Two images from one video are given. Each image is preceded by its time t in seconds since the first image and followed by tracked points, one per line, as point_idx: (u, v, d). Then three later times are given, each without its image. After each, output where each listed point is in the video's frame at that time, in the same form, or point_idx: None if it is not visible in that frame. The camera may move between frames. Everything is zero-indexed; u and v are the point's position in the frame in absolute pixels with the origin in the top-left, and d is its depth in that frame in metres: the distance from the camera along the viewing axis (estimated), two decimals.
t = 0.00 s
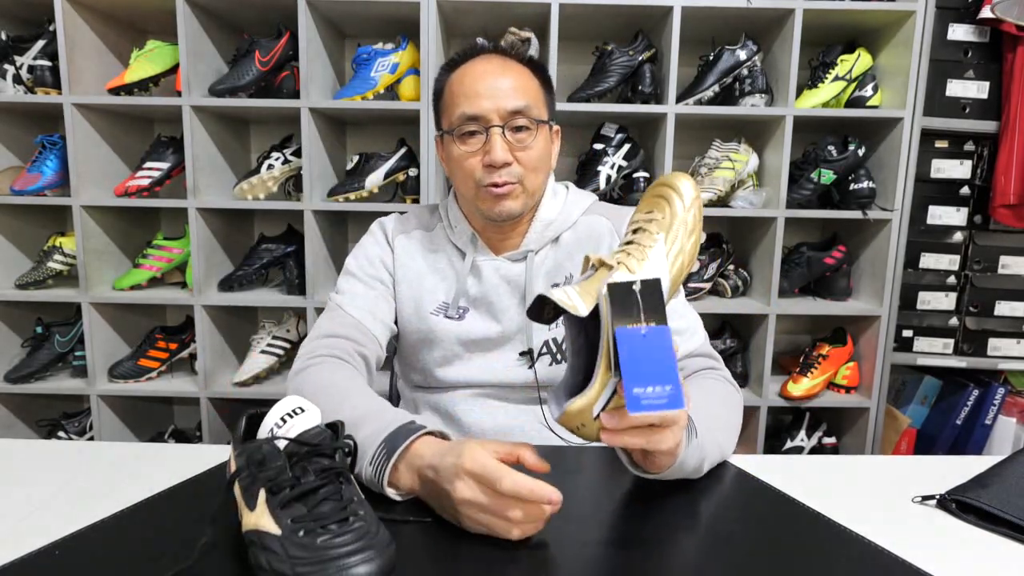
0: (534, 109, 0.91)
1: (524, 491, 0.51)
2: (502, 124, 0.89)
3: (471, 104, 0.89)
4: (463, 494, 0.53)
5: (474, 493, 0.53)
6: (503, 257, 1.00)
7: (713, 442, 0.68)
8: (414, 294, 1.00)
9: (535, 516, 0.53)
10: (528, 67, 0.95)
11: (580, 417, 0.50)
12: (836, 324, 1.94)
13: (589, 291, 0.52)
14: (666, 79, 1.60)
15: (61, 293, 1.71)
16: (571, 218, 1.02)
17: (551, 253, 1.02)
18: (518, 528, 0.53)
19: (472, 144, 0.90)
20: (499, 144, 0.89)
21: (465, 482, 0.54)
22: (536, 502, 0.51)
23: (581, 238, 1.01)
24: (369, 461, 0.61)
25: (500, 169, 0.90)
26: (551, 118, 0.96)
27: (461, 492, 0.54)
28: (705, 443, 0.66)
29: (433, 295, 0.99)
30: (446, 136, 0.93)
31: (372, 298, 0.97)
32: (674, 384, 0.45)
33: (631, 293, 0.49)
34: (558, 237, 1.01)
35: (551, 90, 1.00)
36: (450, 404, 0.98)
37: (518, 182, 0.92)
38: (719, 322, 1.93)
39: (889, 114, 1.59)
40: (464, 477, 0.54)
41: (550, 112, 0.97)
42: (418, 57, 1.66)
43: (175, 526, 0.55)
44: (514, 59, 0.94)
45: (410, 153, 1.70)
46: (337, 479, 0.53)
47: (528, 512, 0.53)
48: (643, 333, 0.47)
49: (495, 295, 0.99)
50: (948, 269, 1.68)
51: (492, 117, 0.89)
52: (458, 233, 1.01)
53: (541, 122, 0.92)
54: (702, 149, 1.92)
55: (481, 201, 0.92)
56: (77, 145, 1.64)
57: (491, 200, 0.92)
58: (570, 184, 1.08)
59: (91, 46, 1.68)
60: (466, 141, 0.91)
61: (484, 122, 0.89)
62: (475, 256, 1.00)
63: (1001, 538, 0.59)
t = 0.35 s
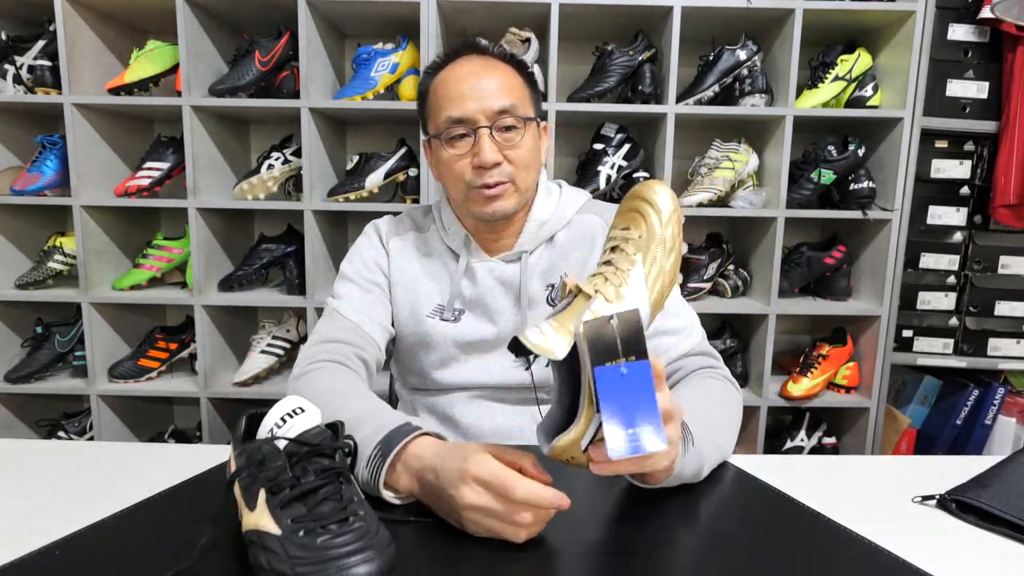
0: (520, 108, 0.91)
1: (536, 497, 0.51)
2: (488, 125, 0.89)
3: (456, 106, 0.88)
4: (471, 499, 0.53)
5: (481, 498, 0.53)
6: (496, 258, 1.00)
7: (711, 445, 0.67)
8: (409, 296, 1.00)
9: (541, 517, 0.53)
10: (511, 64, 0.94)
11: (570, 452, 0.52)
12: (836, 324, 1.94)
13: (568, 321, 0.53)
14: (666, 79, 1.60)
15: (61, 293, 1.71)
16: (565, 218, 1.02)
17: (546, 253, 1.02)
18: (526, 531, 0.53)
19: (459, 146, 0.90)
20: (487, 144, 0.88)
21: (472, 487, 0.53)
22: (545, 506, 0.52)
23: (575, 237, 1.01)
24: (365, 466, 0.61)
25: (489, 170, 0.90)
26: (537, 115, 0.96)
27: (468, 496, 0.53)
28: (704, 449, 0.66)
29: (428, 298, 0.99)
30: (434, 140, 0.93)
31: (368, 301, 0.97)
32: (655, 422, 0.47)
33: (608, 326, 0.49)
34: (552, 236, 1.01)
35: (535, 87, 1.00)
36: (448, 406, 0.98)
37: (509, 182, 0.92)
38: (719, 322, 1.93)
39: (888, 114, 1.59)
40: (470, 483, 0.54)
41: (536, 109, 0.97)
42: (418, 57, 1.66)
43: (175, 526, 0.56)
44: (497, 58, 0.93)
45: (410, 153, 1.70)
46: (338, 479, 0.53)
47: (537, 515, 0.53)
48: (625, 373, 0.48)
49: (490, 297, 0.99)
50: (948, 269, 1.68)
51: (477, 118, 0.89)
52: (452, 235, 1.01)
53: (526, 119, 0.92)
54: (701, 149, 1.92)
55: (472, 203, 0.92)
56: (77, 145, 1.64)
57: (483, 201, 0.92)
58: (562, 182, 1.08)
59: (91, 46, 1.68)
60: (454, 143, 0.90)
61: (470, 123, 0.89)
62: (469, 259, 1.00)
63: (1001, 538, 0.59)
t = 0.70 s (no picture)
0: (522, 106, 0.91)
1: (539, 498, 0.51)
2: (490, 123, 0.89)
3: (459, 104, 0.88)
4: (472, 500, 0.53)
5: (480, 496, 0.53)
6: (496, 257, 1.00)
7: (710, 444, 0.67)
8: (410, 296, 1.00)
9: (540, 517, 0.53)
10: (513, 63, 0.94)
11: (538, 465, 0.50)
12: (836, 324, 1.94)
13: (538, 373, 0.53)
14: (666, 79, 1.60)
15: (61, 294, 1.71)
16: (565, 218, 1.01)
17: (546, 252, 1.01)
18: (525, 530, 0.53)
19: (461, 144, 0.90)
20: (489, 142, 0.88)
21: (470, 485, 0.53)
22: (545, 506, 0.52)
23: (575, 237, 1.01)
24: (365, 461, 0.61)
25: (490, 168, 0.90)
26: (539, 115, 0.96)
27: (468, 495, 0.53)
28: (702, 448, 0.66)
29: (428, 297, 1.00)
30: (436, 138, 0.93)
31: (368, 300, 0.96)
32: (576, 487, 0.44)
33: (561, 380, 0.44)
34: (552, 236, 1.01)
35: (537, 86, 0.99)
36: (449, 404, 0.98)
37: (509, 181, 0.92)
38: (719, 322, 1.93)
39: (888, 114, 1.59)
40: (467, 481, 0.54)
41: (538, 109, 0.97)
42: (418, 57, 1.66)
43: (174, 526, 0.55)
44: (500, 58, 0.93)
45: (410, 153, 1.70)
46: (337, 479, 0.53)
47: (536, 514, 0.53)
48: (566, 429, 0.45)
49: (490, 296, 0.99)
50: (948, 269, 1.68)
51: (479, 116, 0.88)
52: (452, 234, 1.01)
53: (528, 117, 0.92)
54: (701, 148, 1.92)
55: (473, 201, 0.92)
56: (77, 145, 1.64)
57: (483, 199, 0.92)
58: (563, 182, 1.07)
59: (90, 46, 1.68)
60: (455, 141, 0.90)
61: (472, 121, 0.89)
62: (469, 257, 1.00)
63: (1001, 538, 0.59)
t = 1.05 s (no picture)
0: (532, 107, 0.91)
1: (520, 504, 0.51)
2: (501, 122, 0.89)
3: (470, 102, 0.88)
4: (458, 504, 0.54)
5: (464, 502, 0.53)
6: (501, 256, 1.00)
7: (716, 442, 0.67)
8: (411, 294, 1.00)
9: (526, 525, 0.52)
10: (524, 64, 0.94)
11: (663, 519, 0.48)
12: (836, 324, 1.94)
13: (650, 414, 0.48)
14: (666, 79, 1.60)
15: (61, 294, 1.71)
16: (568, 218, 1.02)
17: (549, 252, 1.02)
18: (510, 536, 0.52)
19: (471, 142, 0.90)
20: (499, 141, 0.89)
21: (454, 492, 0.54)
22: (529, 513, 0.52)
23: (578, 237, 1.01)
24: (365, 460, 0.61)
25: (499, 167, 0.90)
26: (548, 117, 0.96)
27: (454, 500, 0.54)
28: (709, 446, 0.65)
29: (431, 296, 0.99)
30: (444, 135, 0.93)
31: (369, 300, 0.96)
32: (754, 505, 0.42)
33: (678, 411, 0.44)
34: (556, 236, 1.01)
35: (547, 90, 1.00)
36: (449, 403, 0.98)
37: (517, 181, 0.92)
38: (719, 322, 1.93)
39: (888, 114, 1.59)
40: (452, 487, 0.54)
41: (546, 110, 0.97)
42: (418, 57, 1.65)
43: (177, 526, 0.56)
44: (512, 59, 0.94)
45: (411, 153, 1.70)
46: (337, 482, 0.53)
47: (519, 522, 0.52)
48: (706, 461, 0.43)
49: (493, 294, 0.99)
50: (948, 269, 1.68)
51: (490, 116, 0.89)
52: (457, 232, 1.01)
53: (538, 119, 0.92)
54: (701, 149, 1.92)
55: (480, 200, 0.92)
56: (77, 145, 1.64)
57: (490, 199, 0.92)
58: (567, 183, 1.08)
59: (90, 46, 1.68)
60: (466, 139, 0.91)
61: (482, 120, 0.89)
62: (473, 256, 1.00)
63: (1001, 538, 0.59)
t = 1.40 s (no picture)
0: (540, 109, 0.91)
1: (520, 504, 0.51)
2: (508, 124, 0.89)
3: (477, 102, 0.89)
4: (460, 504, 0.53)
5: (466, 503, 0.53)
6: (503, 254, 1.00)
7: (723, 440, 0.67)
8: (412, 293, 0.99)
9: (527, 525, 0.52)
10: (533, 66, 0.94)
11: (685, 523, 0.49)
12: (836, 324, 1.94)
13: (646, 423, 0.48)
14: (666, 79, 1.60)
15: (61, 294, 1.71)
16: (571, 217, 1.02)
17: (552, 250, 1.01)
18: (511, 537, 0.52)
19: (477, 143, 0.90)
20: (505, 143, 0.89)
21: (456, 493, 0.54)
22: (529, 514, 0.52)
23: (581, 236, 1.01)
24: (365, 460, 0.61)
25: (504, 169, 0.90)
26: (556, 119, 0.96)
27: (455, 501, 0.54)
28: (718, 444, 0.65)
29: (432, 295, 0.99)
30: (450, 134, 0.93)
31: (370, 299, 0.96)
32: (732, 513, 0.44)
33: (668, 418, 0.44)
34: (559, 235, 1.02)
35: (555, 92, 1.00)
36: (450, 402, 0.98)
37: (522, 183, 0.92)
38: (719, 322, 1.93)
39: (888, 114, 1.59)
40: (453, 488, 0.54)
41: (553, 111, 0.97)
42: (418, 57, 1.65)
43: (177, 526, 0.56)
44: (521, 60, 0.94)
45: (411, 153, 1.70)
46: (337, 482, 0.53)
47: (521, 523, 0.52)
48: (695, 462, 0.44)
49: (495, 293, 0.99)
50: (948, 269, 1.68)
51: (497, 118, 0.89)
52: (460, 230, 1.01)
53: (545, 123, 0.92)
54: (701, 149, 1.92)
55: (485, 201, 0.92)
56: (77, 145, 1.64)
57: (495, 200, 0.91)
58: (570, 184, 1.08)
59: (91, 46, 1.68)
60: (472, 139, 0.91)
61: (489, 121, 0.89)
62: (475, 254, 1.00)
63: (1001, 538, 0.59)
